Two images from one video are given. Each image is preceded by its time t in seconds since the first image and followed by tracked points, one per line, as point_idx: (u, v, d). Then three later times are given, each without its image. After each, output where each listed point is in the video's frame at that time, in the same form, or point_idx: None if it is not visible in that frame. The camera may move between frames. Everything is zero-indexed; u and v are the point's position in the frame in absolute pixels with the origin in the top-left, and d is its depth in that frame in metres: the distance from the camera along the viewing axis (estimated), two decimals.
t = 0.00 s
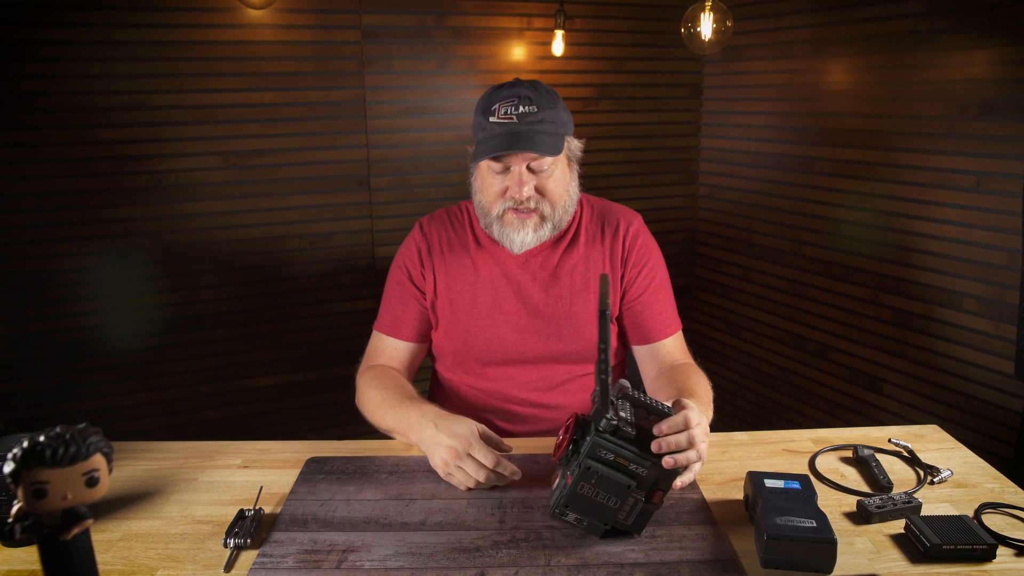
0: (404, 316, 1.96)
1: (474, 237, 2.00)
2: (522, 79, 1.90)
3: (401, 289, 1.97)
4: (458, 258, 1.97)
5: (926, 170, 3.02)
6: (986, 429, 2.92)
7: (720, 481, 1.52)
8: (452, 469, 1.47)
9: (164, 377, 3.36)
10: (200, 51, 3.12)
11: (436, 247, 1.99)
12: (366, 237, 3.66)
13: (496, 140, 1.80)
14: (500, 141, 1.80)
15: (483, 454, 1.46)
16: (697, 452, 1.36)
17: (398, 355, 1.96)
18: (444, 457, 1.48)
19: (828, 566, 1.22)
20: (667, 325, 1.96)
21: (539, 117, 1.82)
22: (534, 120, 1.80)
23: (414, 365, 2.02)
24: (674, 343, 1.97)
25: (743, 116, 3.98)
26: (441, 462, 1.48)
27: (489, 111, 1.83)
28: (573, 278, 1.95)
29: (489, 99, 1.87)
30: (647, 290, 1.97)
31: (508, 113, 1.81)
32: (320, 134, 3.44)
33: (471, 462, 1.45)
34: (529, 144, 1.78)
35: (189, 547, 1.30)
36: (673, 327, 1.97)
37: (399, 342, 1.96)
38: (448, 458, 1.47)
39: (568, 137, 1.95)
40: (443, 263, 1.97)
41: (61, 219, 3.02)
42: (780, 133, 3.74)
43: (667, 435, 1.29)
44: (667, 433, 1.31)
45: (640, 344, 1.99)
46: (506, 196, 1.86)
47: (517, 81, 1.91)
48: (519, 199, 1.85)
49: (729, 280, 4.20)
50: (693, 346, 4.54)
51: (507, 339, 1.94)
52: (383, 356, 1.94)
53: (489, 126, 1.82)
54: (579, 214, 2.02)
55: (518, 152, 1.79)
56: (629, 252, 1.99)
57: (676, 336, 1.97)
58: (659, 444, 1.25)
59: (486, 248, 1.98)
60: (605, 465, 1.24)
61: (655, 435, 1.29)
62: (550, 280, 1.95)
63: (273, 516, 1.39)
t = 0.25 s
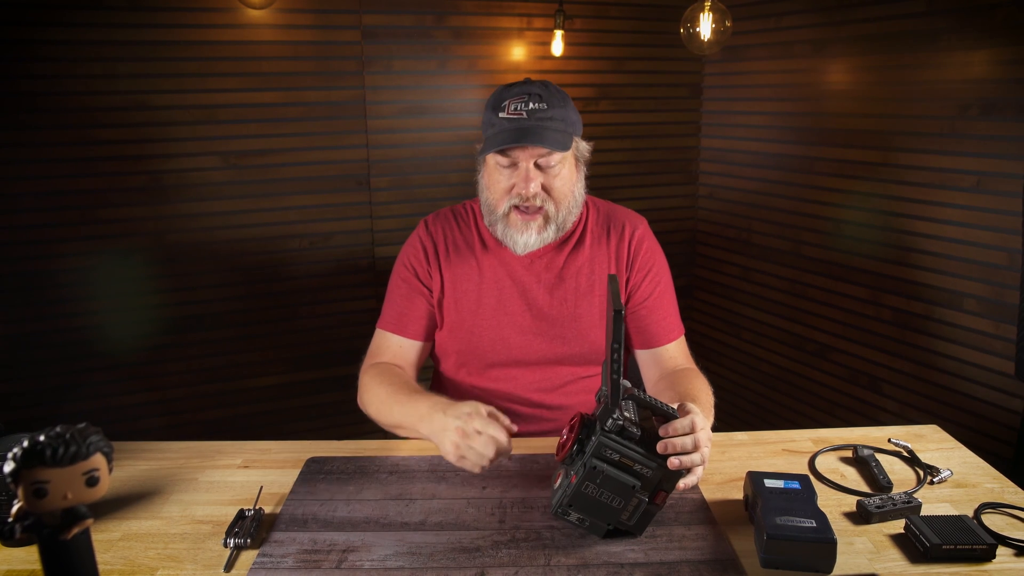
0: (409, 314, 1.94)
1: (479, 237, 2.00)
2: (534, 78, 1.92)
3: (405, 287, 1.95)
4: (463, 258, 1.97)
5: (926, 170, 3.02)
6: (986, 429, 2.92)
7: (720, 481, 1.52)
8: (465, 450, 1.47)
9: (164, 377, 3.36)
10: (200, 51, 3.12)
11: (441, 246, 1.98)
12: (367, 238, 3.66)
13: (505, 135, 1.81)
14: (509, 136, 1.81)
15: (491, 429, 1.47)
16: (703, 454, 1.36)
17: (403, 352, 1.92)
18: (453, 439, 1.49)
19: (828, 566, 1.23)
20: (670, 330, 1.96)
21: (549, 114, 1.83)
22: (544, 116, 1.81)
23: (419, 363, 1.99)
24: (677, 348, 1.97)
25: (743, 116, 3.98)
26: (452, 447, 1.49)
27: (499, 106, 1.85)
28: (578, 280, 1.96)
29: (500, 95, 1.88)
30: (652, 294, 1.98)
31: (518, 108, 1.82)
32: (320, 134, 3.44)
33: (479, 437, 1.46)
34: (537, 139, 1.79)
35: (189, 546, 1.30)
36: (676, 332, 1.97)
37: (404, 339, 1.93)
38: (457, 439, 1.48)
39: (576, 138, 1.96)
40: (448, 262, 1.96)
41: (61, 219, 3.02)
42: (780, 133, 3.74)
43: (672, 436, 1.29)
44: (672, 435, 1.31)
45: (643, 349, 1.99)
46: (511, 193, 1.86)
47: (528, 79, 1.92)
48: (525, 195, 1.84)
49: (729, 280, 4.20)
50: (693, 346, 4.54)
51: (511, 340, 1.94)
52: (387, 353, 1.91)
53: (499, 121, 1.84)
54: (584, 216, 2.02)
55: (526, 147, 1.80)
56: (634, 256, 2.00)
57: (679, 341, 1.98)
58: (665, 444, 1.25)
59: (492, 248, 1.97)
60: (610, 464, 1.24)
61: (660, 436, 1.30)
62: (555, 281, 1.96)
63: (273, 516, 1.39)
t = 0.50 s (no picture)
0: (415, 313, 1.92)
1: (484, 236, 1.99)
2: (541, 78, 1.92)
3: (410, 285, 1.94)
4: (468, 257, 1.96)
5: (926, 170, 3.02)
6: (986, 430, 2.92)
7: (720, 481, 1.52)
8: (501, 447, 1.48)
9: (164, 377, 3.36)
10: (199, 51, 3.12)
11: (446, 245, 1.97)
12: (366, 238, 3.66)
13: (512, 134, 1.81)
14: (515, 135, 1.80)
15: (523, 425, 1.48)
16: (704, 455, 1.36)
17: (411, 352, 1.91)
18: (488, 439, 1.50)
19: (828, 566, 1.23)
20: (673, 331, 1.96)
21: (556, 114, 1.83)
22: (551, 116, 1.82)
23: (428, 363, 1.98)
24: (679, 349, 1.97)
25: (743, 116, 3.98)
26: (488, 447, 1.49)
27: (506, 106, 1.85)
28: (583, 281, 1.96)
29: (507, 95, 1.88)
30: (655, 295, 1.98)
31: (524, 108, 1.82)
32: (320, 134, 3.44)
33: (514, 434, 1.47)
34: (544, 138, 1.79)
35: (189, 547, 1.30)
36: (679, 333, 1.98)
37: (412, 339, 1.92)
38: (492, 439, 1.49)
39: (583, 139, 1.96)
40: (453, 262, 1.96)
41: (61, 219, 3.02)
42: (780, 133, 3.74)
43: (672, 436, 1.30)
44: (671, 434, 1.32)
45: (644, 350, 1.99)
46: (517, 192, 1.85)
47: (535, 79, 1.92)
48: (531, 195, 1.84)
49: (729, 280, 4.20)
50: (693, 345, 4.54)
51: (515, 340, 1.94)
52: (395, 354, 1.89)
53: (505, 120, 1.84)
54: (588, 216, 2.02)
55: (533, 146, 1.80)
56: (638, 257, 2.00)
57: (681, 342, 1.98)
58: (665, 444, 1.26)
59: (496, 248, 1.97)
60: (611, 463, 1.24)
61: (661, 436, 1.30)
62: (559, 282, 1.96)
63: (273, 516, 1.39)
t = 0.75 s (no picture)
0: (417, 313, 1.92)
1: (486, 237, 2.00)
2: (546, 81, 1.91)
3: (413, 285, 1.93)
4: (470, 258, 1.96)
5: (926, 169, 3.02)
6: (986, 429, 2.92)
7: (720, 481, 1.52)
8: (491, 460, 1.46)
9: (164, 376, 3.36)
10: (199, 51, 3.12)
11: (449, 245, 1.97)
12: (367, 238, 3.66)
13: (520, 142, 1.81)
14: (524, 144, 1.80)
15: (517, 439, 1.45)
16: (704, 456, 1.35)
17: (411, 352, 1.91)
18: (479, 450, 1.47)
19: (828, 566, 1.23)
20: (675, 334, 1.96)
21: (564, 121, 1.83)
22: (559, 124, 1.81)
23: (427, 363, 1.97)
24: (681, 351, 1.97)
25: (743, 116, 3.98)
26: (478, 457, 1.47)
27: (513, 112, 1.84)
28: (585, 282, 1.96)
29: (513, 100, 1.87)
30: (657, 297, 1.98)
31: (532, 115, 1.82)
32: (321, 134, 3.44)
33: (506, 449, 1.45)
34: (553, 147, 1.78)
35: (189, 546, 1.30)
36: (681, 336, 1.98)
37: (413, 339, 1.91)
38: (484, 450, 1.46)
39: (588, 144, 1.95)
40: (455, 262, 1.96)
41: (61, 219, 3.02)
42: (780, 133, 3.74)
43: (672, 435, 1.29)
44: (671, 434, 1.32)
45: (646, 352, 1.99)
46: (524, 200, 1.85)
47: (541, 83, 1.91)
48: (539, 203, 1.84)
49: (729, 280, 4.20)
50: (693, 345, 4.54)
51: (517, 341, 1.94)
52: (396, 354, 1.89)
53: (513, 127, 1.83)
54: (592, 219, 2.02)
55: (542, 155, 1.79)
56: (641, 259, 2.00)
57: (683, 345, 1.98)
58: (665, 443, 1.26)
59: (499, 249, 1.97)
60: (610, 463, 1.24)
61: (661, 436, 1.30)
62: (562, 283, 1.96)
63: (273, 516, 1.39)
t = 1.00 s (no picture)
0: (420, 307, 1.91)
1: (489, 236, 2.00)
2: (553, 82, 1.92)
3: (416, 281, 1.93)
4: (473, 257, 1.96)
5: (926, 169, 3.02)
6: (985, 429, 2.92)
7: (720, 481, 1.52)
8: (484, 457, 1.45)
9: (164, 376, 3.36)
10: (199, 51, 3.12)
11: (452, 244, 1.97)
12: (366, 238, 3.65)
13: (528, 143, 1.82)
14: (533, 145, 1.81)
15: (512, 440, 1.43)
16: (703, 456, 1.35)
17: (414, 347, 1.88)
18: (476, 444, 1.47)
19: (828, 566, 1.23)
20: (675, 336, 1.97)
21: (573, 123, 1.84)
22: (568, 126, 1.82)
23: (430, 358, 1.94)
24: (681, 353, 1.97)
25: (743, 116, 3.98)
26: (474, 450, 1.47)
27: (522, 112, 1.85)
28: (586, 283, 1.96)
29: (522, 100, 1.88)
30: (658, 299, 1.98)
31: (541, 116, 1.83)
32: (321, 134, 3.44)
33: (499, 447, 1.43)
34: (563, 150, 1.80)
35: (189, 546, 1.30)
36: (681, 338, 1.98)
37: (416, 333, 1.90)
38: (480, 444, 1.46)
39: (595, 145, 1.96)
40: (458, 261, 1.96)
41: (61, 218, 3.02)
42: (780, 133, 3.74)
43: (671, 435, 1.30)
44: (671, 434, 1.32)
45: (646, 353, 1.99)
46: (531, 199, 1.86)
47: (550, 83, 1.92)
48: (547, 203, 1.84)
49: (729, 280, 4.20)
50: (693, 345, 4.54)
51: (518, 341, 1.94)
52: (398, 348, 1.87)
53: (522, 128, 1.84)
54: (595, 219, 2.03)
55: (551, 157, 1.80)
56: (643, 261, 2.00)
57: (683, 347, 1.98)
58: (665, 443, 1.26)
59: (501, 249, 1.97)
60: (611, 463, 1.24)
61: (661, 436, 1.30)
62: (563, 284, 1.96)
63: (273, 516, 1.39)
